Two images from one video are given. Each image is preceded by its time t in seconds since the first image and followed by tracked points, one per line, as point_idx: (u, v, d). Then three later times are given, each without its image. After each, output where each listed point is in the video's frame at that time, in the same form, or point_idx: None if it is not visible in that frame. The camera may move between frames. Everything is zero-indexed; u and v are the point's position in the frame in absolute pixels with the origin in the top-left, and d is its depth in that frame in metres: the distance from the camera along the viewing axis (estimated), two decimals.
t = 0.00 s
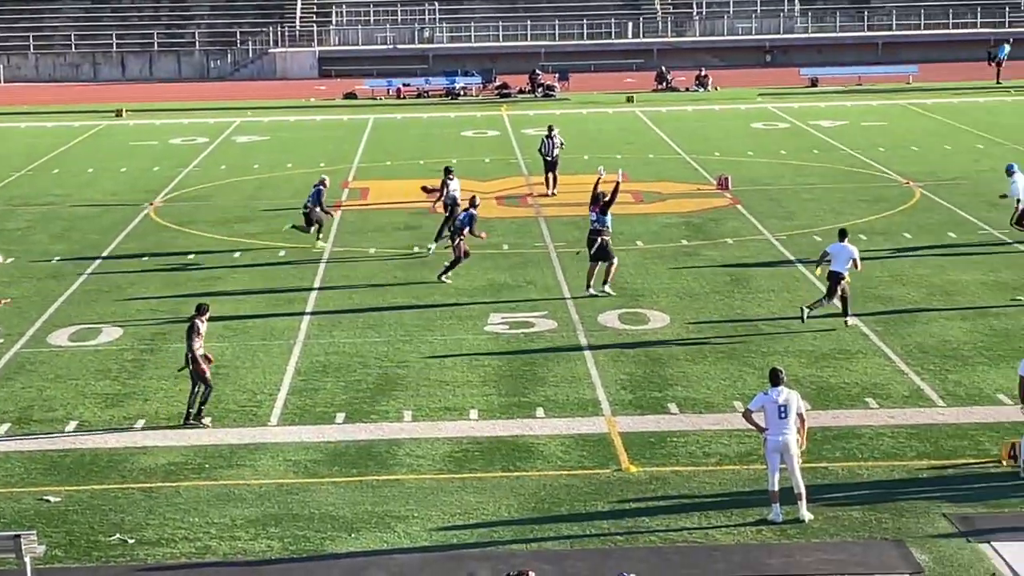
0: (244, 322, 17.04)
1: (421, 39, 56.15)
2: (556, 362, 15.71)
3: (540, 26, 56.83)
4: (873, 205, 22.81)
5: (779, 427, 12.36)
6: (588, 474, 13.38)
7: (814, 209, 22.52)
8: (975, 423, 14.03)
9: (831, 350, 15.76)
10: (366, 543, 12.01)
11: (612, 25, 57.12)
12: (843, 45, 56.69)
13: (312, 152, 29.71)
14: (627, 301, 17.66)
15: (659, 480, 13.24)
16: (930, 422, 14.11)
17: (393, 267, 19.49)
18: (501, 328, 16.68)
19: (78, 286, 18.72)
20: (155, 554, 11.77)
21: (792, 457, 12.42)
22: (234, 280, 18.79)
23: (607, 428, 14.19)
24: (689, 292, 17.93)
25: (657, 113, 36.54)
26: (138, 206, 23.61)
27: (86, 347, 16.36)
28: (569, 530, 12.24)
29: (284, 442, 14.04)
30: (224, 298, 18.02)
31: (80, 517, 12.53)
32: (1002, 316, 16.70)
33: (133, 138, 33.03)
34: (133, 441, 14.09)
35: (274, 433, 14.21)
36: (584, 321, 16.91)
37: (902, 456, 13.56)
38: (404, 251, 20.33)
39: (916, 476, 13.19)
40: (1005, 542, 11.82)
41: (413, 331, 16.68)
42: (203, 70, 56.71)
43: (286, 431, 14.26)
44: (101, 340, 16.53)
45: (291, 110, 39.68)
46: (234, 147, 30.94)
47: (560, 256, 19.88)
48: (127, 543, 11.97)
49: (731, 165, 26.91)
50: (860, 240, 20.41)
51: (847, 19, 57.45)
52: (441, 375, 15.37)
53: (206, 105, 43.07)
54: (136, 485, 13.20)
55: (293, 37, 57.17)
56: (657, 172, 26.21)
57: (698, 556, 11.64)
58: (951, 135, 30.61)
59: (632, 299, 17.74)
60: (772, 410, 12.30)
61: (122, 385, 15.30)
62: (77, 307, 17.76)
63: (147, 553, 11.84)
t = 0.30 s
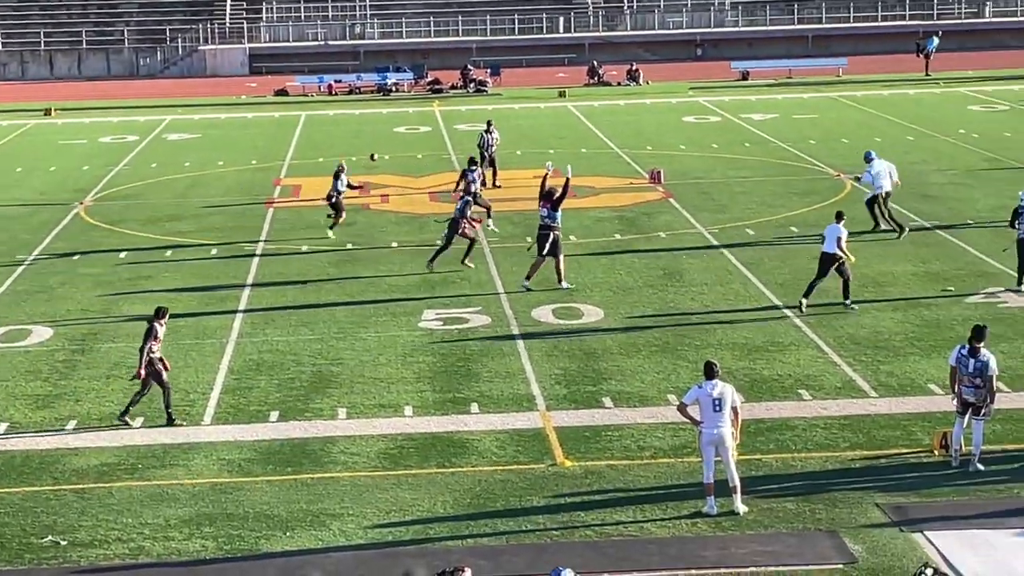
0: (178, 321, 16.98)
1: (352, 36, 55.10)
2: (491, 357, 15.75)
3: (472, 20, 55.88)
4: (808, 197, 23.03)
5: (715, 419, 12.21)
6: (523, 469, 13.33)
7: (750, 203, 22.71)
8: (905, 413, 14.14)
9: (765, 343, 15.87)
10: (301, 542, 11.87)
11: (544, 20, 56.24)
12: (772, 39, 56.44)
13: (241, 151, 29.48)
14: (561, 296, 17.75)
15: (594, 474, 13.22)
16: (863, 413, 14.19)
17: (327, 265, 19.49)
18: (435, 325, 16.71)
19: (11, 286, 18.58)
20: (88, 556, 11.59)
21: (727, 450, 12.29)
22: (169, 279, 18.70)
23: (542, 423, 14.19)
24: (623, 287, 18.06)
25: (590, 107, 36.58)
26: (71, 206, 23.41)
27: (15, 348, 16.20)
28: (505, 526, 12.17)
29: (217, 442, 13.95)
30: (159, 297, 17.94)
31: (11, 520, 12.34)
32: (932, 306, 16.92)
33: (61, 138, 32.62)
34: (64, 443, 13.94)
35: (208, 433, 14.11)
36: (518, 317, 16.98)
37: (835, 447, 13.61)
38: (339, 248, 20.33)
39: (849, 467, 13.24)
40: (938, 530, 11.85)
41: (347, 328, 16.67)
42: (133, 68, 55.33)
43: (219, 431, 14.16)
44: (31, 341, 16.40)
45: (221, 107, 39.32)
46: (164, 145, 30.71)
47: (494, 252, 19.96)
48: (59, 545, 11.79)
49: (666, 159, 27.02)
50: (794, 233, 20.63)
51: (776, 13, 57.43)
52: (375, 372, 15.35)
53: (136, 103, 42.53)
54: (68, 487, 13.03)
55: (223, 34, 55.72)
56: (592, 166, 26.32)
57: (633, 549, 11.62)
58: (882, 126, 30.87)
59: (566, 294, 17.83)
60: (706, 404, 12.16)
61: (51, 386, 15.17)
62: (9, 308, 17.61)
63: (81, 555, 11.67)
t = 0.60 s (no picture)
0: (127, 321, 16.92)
1: (299, 34, 54.68)
2: (440, 356, 15.75)
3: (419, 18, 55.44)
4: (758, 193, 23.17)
5: (665, 415, 12.07)
6: (474, 466, 13.25)
7: (700, 199, 22.82)
8: (855, 407, 14.20)
9: (713, 338, 15.97)
10: (251, 542, 11.68)
11: (491, 16, 55.88)
12: (720, 35, 56.00)
13: (187, 150, 29.36)
14: (509, 293, 17.80)
15: (545, 471, 13.15)
16: (811, 407, 14.25)
17: (276, 264, 19.46)
18: (384, 323, 16.74)
19: None
20: (36, 559, 11.38)
21: (678, 446, 12.17)
22: (117, 279, 18.61)
23: (492, 421, 14.16)
24: (571, 283, 18.16)
25: (538, 104, 36.60)
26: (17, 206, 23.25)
27: None
28: (457, 524, 12.03)
29: (165, 442, 13.83)
30: (108, 298, 17.82)
31: None
32: (879, 301, 17.06)
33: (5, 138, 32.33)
34: (10, 445, 13.78)
35: (157, 434, 14.00)
36: (467, 314, 17.01)
37: (784, 442, 13.61)
38: (286, 247, 20.30)
39: (799, 461, 13.23)
40: (886, 523, 11.77)
41: (295, 327, 16.66)
42: (78, 67, 54.26)
43: (167, 432, 14.06)
44: None
45: (167, 106, 39.04)
46: (111, 144, 30.52)
47: (443, 249, 20.01)
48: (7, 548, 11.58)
49: (615, 155, 27.11)
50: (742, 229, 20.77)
51: (722, 8, 57.25)
52: (325, 371, 15.33)
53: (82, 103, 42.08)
54: (14, 489, 12.85)
55: (169, 32, 54.66)
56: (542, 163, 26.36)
57: (586, 546, 11.50)
58: (829, 121, 31.05)
59: (515, 291, 17.89)
60: (657, 401, 12.01)
61: None
62: None
63: (29, 557, 11.46)
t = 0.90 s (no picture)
0: (93, 325, 16.85)
1: (264, 36, 54.27)
2: (407, 358, 15.74)
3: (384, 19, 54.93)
4: (726, 193, 23.24)
5: (633, 416, 11.95)
6: (441, 468, 13.16)
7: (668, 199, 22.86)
8: (821, 406, 14.24)
9: (680, 338, 16.04)
10: (217, 545, 11.51)
11: (457, 17, 55.52)
12: (685, 35, 56.13)
13: (153, 152, 29.27)
14: (475, 295, 17.84)
15: (512, 472, 13.06)
16: (778, 407, 14.28)
17: (242, 266, 19.42)
18: (350, 325, 16.76)
19: None
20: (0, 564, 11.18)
21: (646, 448, 12.02)
22: (82, 283, 18.55)
23: (460, 422, 14.14)
24: (537, 284, 18.22)
25: (505, 106, 36.58)
26: None
27: None
28: (424, 526, 11.92)
29: (131, 446, 13.74)
30: (73, 302, 17.74)
31: None
32: (845, 301, 17.13)
33: None
34: None
35: (123, 438, 13.92)
36: (434, 316, 17.04)
37: (751, 442, 13.60)
38: (253, 249, 20.29)
39: (765, 460, 13.22)
40: (853, 522, 11.72)
41: (262, 329, 16.66)
42: (42, 71, 53.62)
43: (133, 436, 13.98)
44: None
45: (131, 109, 38.87)
46: (76, 147, 30.40)
47: (409, 251, 20.02)
48: None
49: (582, 156, 27.17)
50: (709, 229, 20.83)
51: (687, 9, 57.14)
52: (291, 373, 15.31)
53: (46, 106, 41.74)
54: None
55: (134, 35, 54.23)
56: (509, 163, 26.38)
57: (554, 547, 11.39)
58: (795, 121, 31.16)
59: (481, 292, 17.92)
60: (624, 401, 11.89)
61: None
62: None
63: None
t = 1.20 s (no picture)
0: (72, 332, 16.81)
1: (243, 41, 54.02)
2: (387, 363, 15.72)
3: (363, 23, 54.60)
4: (706, 197, 23.28)
5: (612, 421, 11.93)
6: (421, 473, 13.14)
7: (648, 204, 22.89)
8: (801, 410, 14.26)
9: (660, 342, 16.06)
10: (197, 551, 11.47)
11: (436, 22, 55.38)
12: (664, 39, 56.18)
13: (133, 157, 29.23)
14: (455, 299, 17.85)
15: (492, 476, 13.03)
16: (758, 411, 14.29)
17: (222, 272, 19.40)
18: (330, 330, 16.75)
19: None
20: None
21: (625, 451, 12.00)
22: (61, 289, 18.51)
23: (440, 427, 14.12)
24: (518, 288, 18.23)
25: (484, 110, 36.56)
26: None
27: None
28: (405, 531, 11.88)
29: (111, 451, 13.69)
30: (52, 308, 17.70)
31: None
32: (824, 304, 17.18)
33: None
34: None
35: (103, 444, 13.88)
36: (415, 321, 17.04)
37: (731, 446, 13.59)
38: (232, 254, 20.28)
39: (745, 464, 13.22)
40: (833, 525, 11.73)
41: (242, 334, 16.65)
42: (21, 76, 53.51)
43: (113, 441, 13.93)
44: None
45: (111, 114, 38.82)
46: (56, 152, 30.35)
47: (390, 256, 20.02)
48: None
49: (562, 160, 27.20)
50: (689, 233, 20.85)
51: (666, 13, 56.72)
52: (271, 379, 15.30)
53: (23, 111, 41.52)
54: None
55: (112, 39, 53.98)
56: (489, 168, 26.39)
57: (535, 552, 11.35)
58: (774, 125, 31.23)
59: (460, 297, 17.92)
60: (603, 405, 11.88)
61: None
62: None
63: None
